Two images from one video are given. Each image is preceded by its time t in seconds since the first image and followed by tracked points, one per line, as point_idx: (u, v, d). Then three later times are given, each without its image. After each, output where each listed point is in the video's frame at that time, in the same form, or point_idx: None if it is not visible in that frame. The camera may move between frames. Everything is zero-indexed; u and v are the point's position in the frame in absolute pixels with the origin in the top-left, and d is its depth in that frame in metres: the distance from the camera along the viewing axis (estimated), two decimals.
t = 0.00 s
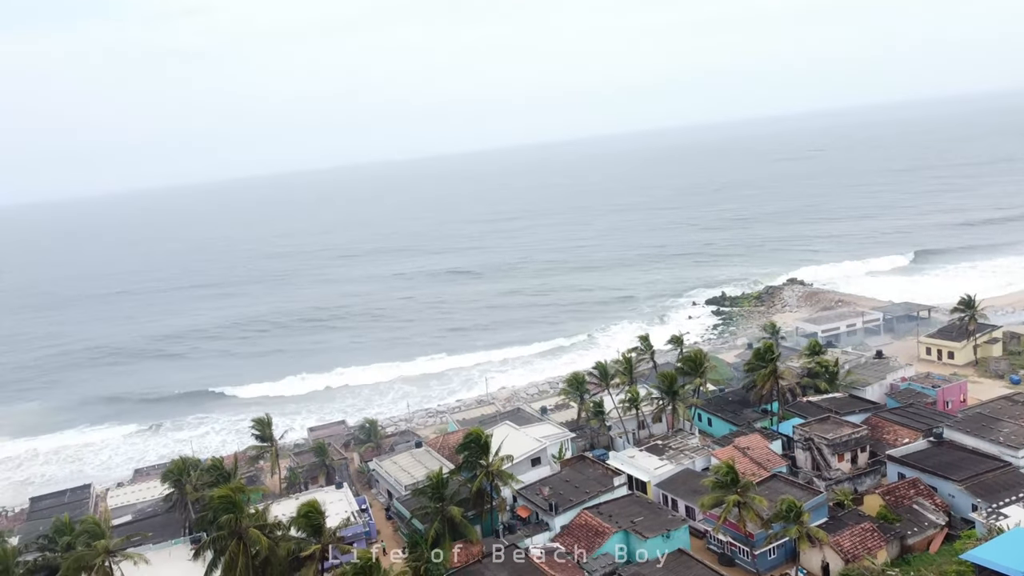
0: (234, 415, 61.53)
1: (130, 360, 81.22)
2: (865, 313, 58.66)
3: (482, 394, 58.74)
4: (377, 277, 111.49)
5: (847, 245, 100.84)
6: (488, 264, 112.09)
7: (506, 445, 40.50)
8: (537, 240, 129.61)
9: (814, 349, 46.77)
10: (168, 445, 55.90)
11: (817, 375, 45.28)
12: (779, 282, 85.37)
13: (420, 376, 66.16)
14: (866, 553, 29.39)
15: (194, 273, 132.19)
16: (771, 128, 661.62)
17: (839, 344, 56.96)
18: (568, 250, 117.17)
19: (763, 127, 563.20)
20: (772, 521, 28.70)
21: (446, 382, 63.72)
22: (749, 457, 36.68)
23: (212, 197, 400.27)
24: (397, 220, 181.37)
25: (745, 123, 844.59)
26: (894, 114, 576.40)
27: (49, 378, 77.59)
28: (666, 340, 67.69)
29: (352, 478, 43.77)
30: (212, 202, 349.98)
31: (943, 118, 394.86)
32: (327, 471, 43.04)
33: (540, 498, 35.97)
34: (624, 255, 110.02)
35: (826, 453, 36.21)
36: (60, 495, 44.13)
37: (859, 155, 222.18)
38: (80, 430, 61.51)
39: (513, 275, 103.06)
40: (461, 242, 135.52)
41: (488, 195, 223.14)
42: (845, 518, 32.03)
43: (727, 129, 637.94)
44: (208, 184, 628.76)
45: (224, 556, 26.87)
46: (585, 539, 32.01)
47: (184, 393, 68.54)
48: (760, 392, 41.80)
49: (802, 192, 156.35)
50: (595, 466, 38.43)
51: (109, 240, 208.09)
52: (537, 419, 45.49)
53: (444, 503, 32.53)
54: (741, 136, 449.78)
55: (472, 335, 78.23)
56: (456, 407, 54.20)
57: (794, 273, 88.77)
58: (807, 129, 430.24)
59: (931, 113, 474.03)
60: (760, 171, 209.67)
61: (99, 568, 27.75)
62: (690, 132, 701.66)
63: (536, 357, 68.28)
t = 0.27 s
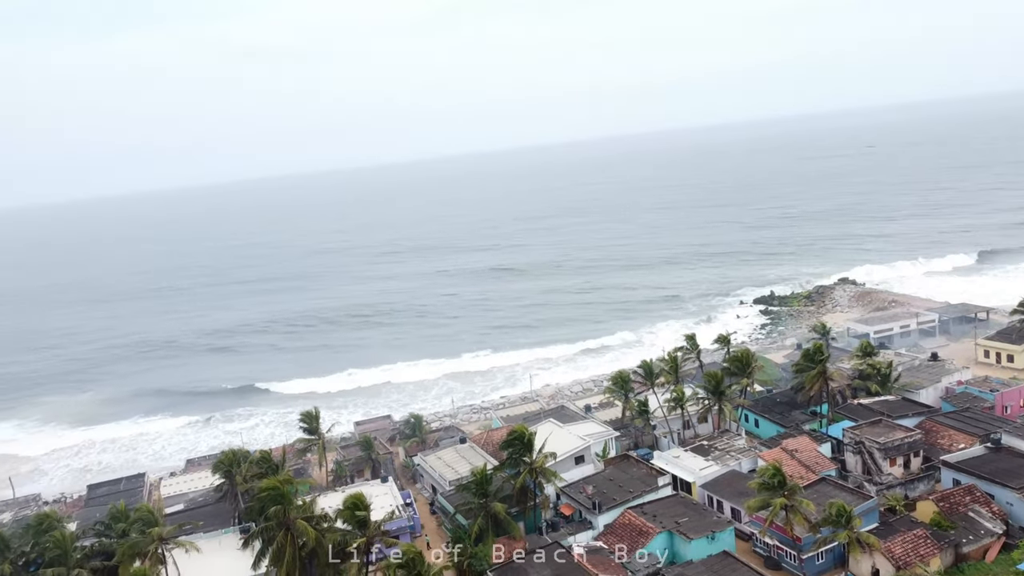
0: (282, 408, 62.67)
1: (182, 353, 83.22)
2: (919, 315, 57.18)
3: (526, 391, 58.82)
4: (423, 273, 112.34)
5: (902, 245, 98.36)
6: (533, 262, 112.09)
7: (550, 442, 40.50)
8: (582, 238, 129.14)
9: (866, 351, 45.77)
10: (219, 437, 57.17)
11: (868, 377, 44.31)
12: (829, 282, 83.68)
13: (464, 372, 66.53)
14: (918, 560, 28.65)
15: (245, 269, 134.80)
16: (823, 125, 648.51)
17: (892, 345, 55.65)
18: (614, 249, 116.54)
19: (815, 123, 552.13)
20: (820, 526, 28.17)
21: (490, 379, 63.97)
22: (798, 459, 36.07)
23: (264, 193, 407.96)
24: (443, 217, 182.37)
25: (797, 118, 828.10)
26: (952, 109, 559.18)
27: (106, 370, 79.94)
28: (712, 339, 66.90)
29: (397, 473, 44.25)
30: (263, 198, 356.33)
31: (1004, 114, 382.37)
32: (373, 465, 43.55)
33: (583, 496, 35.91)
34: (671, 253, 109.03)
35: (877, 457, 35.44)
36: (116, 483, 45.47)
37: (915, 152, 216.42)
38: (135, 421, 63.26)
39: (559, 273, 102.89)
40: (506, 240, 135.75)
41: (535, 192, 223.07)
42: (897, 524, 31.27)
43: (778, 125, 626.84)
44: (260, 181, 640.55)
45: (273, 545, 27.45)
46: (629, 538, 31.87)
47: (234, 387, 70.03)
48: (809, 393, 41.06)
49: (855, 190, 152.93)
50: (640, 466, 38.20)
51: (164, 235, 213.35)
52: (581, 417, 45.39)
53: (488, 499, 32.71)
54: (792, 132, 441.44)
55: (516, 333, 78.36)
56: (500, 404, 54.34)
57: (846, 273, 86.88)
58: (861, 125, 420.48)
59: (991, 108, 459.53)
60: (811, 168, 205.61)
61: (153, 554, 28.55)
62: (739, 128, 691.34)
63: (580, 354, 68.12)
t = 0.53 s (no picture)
0: (329, 402, 63.63)
1: (232, 347, 84.99)
2: (976, 316, 55.52)
3: (570, 388, 58.67)
4: (468, 270, 112.82)
5: (959, 244, 95.51)
6: (578, 259, 111.73)
7: (594, 440, 40.37)
8: (627, 236, 128.26)
9: (920, 352, 44.63)
10: (267, 429, 58.30)
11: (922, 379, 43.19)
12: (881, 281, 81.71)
13: (508, 368, 66.66)
14: (973, 568, 27.85)
15: (294, 264, 137.00)
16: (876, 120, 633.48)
17: (948, 347, 54.14)
18: (660, 246, 115.50)
19: (869, 118, 539.05)
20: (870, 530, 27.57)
21: (534, 376, 63.99)
22: (847, 462, 35.35)
23: (313, 189, 413.94)
24: (489, 213, 182.80)
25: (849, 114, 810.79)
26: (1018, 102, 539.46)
27: (159, 362, 82.03)
28: (760, 339, 65.89)
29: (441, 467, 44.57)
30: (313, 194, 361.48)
31: None
32: (417, 459, 43.95)
33: (627, 494, 35.73)
34: (718, 251, 107.65)
35: (930, 462, 34.57)
36: (169, 472, 46.70)
37: (974, 148, 210.00)
38: (186, 412, 64.82)
39: (603, 271, 102.35)
40: (551, 237, 135.54)
41: (581, 189, 222.18)
42: (950, 531, 30.45)
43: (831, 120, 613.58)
44: (310, 177, 649.84)
45: (319, 536, 27.91)
46: (673, 538, 31.61)
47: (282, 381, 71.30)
48: (859, 395, 40.18)
49: (910, 187, 149.02)
50: (684, 465, 37.84)
51: (217, 230, 218.00)
52: (625, 415, 45.15)
53: (531, 495, 32.74)
54: (846, 128, 431.54)
55: (560, 331, 78.22)
56: (544, 401, 54.31)
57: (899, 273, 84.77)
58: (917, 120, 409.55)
59: None
60: (865, 164, 200.93)
61: (203, 541, 29.28)
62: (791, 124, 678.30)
63: (625, 352, 67.70)
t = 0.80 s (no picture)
0: (374, 396, 64.37)
1: (280, 342, 86.53)
2: None
3: (613, 386, 58.36)
4: (513, 267, 112.93)
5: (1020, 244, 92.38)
6: (623, 257, 111.04)
7: (637, 438, 40.10)
8: (673, 234, 127.00)
9: (976, 354, 43.34)
10: (314, 422, 59.25)
11: (978, 383, 41.95)
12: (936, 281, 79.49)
13: (551, 366, 66.61)
14: None
15: (341, 260, 138.82)
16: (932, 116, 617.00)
17: (1006, 349, 52.47)
18: (706, 244, 114.14)
19: (926, 113, 524.74)
20: (922, 536, 26.89)
21: (577, 373, 63.80)
22: (898, 466, 34.48)
23: (361, 186, 418.75)
24: (534, 210, 182.69)
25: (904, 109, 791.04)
26: None
27: (209, 355, 83.88)
28: (808, 339, 64.69)
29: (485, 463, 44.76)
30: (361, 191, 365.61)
31: None
32: (461, 454, 44.21)
33: (671, 494, 35.40)
34: (766, 250, 105.95)
35: (986, 468, 33.56)
36: (219, 462, 47.77)
37: None
38: (235, 404, 66.22)
39: (649, 269, 101.56)
40: (596, 235, 134.89)
41: (627, 186, 220.61)
42: (1006, 539, 29.51)
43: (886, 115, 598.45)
44: (358, 174, 657.44)
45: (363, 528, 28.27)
46: (717, 540, 31.23)
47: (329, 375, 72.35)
48: (911, 397, 39.17)
49: (968, 184, 144.61)
50: (729, 466, 37.34)
51: (267, 226, 222.09)
52: (669, 414, 44.76)
53: (574, 492, 32.66)
54: (902, 123, 420.50)
55: (605, 329, 77.82)
56: (588, 398, 54.13)
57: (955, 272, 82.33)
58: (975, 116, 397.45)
59: None
60: (921, 161, 195.67)
61: (251, 531, 29.90)
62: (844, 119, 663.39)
63: (669, 351, 67.12)
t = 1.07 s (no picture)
0: (418, 392, 64.91)
1: (327, 336, 87.78)
2: None
3: (658, 385, 57.89)
4: (557, 264, 112.76)
5: None
6: (668, 255, 110.05)
7: (682, 438, 39.68)
8: (720, 232, 125.38)
9: None
10: (359, 416, 59.98)
11: None
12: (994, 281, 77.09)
13: (594, 363, 66.38)
14: None
15: (387, 256, 140.15)
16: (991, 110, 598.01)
17: None
18: (754, 242, 112.41)
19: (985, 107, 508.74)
20: (976, 543, 26.09)
21: (621, 371, 63.44)
22: (952, 471, 33.56)
23: (408, 182, 422.20)
24: (580, 207, 182.02)
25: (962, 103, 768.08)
26: None
27: (258, 349, 85.53)
28: (859, 339, 63.31)
29: (527, 459, 44.80)
30: (408, 187, 368.42)
31: None
32: (504, 450, 44.30)
33: (715, 495, 34.97)
34: (815, 248, 103.96)
35: None
36: (267, 454, 48.68)
37: None
38: (283, 397, 67.41)
39: (695, 267, 100.45)
40: (642, 232, 133.88)
41: (674, 183, 218.39)
42: None
43: (944, 109, 581.36)
44: (405, 170, 662.95)
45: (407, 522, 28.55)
46: (762, 542, 30.78)
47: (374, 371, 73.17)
48: (966, 400, 38.05)
49: None
50: (776, 467, 36.78)
51: (316, 222, 225.36)
52: (715, 414, 44.26)
53: (617, 491, 32.47)
54: (961, 117, 408.15)
55: (650, 327, 77.23)
56: (631, 396, 53.80)
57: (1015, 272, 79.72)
58: None
59: None
60: (979, 157, 189.86)
61: (297, 522, 30.42)
62: (900, 113, 646.41)
63: (715, 350, 66.32)
